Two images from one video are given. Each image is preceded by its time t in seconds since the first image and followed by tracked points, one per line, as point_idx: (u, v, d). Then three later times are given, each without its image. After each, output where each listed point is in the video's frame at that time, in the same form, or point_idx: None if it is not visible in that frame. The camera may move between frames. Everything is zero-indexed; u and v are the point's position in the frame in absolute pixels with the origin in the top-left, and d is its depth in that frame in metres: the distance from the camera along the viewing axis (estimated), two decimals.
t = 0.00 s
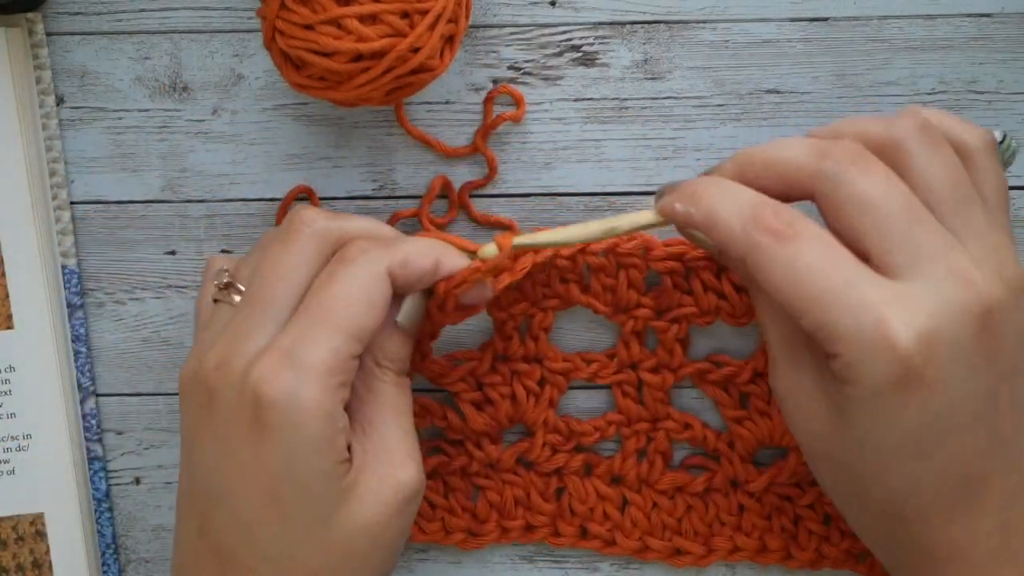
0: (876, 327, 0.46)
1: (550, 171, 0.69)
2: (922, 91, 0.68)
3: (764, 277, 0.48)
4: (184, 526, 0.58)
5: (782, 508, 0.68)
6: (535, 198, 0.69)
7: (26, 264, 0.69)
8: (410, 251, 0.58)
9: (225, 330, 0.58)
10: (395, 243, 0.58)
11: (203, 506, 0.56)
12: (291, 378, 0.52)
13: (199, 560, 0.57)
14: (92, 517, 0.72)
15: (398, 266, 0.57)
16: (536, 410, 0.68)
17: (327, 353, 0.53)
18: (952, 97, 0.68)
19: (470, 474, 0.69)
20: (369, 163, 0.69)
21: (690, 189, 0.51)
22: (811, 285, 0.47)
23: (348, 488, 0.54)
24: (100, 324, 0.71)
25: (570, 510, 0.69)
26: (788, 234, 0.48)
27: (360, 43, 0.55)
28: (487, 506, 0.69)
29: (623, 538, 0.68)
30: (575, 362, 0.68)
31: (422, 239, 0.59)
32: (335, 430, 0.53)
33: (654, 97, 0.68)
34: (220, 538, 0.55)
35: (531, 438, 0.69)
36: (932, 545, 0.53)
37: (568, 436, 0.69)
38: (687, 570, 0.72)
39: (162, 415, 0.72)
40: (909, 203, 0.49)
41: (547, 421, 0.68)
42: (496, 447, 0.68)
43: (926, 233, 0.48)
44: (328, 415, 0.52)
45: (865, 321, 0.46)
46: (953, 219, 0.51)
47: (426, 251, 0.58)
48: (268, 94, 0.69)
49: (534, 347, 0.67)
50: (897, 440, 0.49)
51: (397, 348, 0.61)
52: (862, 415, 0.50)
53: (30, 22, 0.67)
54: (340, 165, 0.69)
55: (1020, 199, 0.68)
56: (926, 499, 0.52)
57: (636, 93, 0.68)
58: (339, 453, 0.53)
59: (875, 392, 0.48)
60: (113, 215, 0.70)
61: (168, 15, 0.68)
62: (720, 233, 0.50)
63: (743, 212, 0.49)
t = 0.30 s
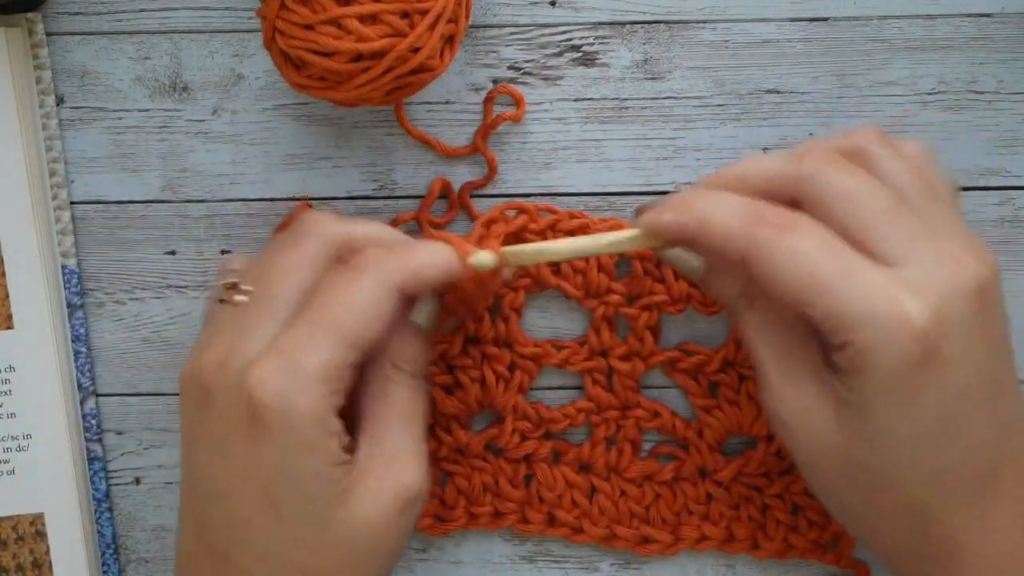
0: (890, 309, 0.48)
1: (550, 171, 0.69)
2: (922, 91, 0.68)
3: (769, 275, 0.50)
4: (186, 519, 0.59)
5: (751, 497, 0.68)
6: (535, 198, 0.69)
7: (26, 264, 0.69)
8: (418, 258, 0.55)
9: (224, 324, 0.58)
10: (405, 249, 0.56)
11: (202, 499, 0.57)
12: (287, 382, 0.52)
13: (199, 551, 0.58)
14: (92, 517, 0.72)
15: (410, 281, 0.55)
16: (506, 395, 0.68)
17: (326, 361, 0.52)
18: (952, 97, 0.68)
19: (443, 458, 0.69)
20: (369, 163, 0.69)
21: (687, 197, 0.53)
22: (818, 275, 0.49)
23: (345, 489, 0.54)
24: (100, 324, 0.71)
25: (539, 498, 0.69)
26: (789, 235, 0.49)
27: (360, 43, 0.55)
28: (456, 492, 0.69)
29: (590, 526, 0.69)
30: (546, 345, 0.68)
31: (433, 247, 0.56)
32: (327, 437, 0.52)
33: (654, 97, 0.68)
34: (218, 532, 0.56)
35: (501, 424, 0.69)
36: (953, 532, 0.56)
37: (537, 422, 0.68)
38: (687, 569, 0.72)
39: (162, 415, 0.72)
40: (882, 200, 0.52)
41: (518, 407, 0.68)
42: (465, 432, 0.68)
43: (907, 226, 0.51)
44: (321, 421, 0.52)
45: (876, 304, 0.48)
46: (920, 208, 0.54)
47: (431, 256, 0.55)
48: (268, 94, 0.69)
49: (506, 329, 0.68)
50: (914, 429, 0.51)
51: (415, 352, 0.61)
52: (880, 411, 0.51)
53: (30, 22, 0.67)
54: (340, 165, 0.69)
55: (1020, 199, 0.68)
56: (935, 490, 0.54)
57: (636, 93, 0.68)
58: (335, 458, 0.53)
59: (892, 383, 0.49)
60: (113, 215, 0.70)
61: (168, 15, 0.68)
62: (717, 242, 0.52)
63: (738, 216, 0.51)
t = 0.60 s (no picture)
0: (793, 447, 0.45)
1: (550, 171, 0.69)
2: (922, 91, 0.68)
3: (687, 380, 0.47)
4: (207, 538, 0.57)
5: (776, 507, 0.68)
6: (535, 198, 0.69)
7: (26, 264, 0.69)
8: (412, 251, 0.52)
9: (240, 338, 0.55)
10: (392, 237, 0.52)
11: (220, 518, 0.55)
12: (291, 399, 0.49)
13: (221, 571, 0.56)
14: (92, 517, 0.72)
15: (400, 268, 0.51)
16: (534, 398, 0.68)
17: (330, 378, 0.50)
18: (952, 97, 0.68)
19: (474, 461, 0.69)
20: (369, 163, 0.69)
21: (613, 273, 0.49)
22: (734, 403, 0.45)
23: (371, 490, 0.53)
24: (100, 324, 0.71)
25: (563, 504, 0.69)
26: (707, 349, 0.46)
27: (360, 43, 0.55)
28: (482, 495, 0.69)
29: (615, 531, 0.69)
30: (576, 350, 0.68)
31: (415, 232, 0.52)
32: (342, 450, 0.51)
33: (654, 97, 0.68)
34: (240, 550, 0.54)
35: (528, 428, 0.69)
36: None
37: (564, 427, 0.69)
38: (688, 570, 0.72)
39: (162, 415, 0.72)
40: (839, 304, 0.46)
41: (545, 411, 0.68)
42: (493, 435, 0.68)
43: (856, 341, 0.46)
44: (332, 429, 0.50)
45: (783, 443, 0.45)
46: (882, 307, 0.47)
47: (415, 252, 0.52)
48: (268, 94, 0.69)
49: (539, 333, 0.68)
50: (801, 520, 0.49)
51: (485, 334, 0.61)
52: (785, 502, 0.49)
53: (30, 22, 0.67)
54: (340, 164, 0.69)
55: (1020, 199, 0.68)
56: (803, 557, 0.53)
57: (636, 93, 0.68)
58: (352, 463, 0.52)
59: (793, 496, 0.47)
60: (113, 215, 0.70)
61: (168, 15, 0.68)
62: (643, 328, 0.48)
63: (673, 308, 0.47)
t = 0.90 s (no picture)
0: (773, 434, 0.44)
1: (550, 171, 0.69)
2: (922, 91, 0.68)
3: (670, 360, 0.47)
4: (232, 543, 0.56)
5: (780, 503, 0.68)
6: (535, 198, 0.69)
7: (26, 264, 0.69)
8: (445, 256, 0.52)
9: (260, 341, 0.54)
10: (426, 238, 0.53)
11: (247, 519, 0.54)
12: (329, 401, 0.48)
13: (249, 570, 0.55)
14: (92, 517, 0.72)
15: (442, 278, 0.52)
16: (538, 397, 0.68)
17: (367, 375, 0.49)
18: (953, 97, 0.68)
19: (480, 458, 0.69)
20: (369, 163, 0.69)
21: (606, 251, 0.49)
22: (710, 383, 0.45)
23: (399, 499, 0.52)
24: (100, 324, 0.71)
25: (567, 500, 0.69)
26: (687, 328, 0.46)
27: (360, 43, 0.55)
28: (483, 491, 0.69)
29: (616, 528, 0.69)
30: (582, 349, 0.67)
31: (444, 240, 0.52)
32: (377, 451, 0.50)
33: (654, 97, 0.68)
34: (269, 550, 0.53)
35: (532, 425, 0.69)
36: None
37: (569, 425, 0.69)
38: (688, 570, 0.72)
39: (162, 415, 0.72)
40: (818, 301, 0.46)
41: (551, 408, 0.68)
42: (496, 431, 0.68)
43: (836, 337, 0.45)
44: (368, 436, 0.49)
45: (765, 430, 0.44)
46: (861, 308, 0.47)
47: (449, 255, 0.52)
48: (268, 94, 0.69)
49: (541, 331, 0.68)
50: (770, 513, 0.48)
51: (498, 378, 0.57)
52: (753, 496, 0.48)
53: (30, 22, 0.67)
54: (340, 165, 0.69)
55: (1020, 199, 0.68)
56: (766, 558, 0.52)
57: (635, 93, 0.68)
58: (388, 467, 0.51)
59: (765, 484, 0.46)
60: (113, 215, 0.70)
61: (168, 15, 0.68)
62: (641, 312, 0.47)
63: (667, 285, 0.47)
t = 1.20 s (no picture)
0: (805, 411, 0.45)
1: (550, 171, 0.69)
2: (922, 91, 0.68)
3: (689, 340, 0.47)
4: (235, 512, 0.59)
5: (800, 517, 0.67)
6: (535, 198, 0.69)
7: (26, 264, 0.69)
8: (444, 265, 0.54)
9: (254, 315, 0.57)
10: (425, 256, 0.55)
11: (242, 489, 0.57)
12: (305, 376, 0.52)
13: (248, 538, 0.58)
14: (92, 517, 0.72)
15: (433, 285, 0.54)
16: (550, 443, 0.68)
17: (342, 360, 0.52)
18: (953, 96, 0.68)
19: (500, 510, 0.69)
20: (369, 163, 0.69)
21: (618, 248, 0.50)
22: (732, 362, 0.46)
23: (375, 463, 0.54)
24: (100, 324, 0.71)
25: (593, 539, 0.69)
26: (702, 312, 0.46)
27: (360, 43, 0.55)
28: (510, 543, 0.69)
29: (646, 562, 0.69)
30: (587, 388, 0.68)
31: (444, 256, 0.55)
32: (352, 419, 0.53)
33: (654, 97, 0.68)
34: (260, 518, 0.56)
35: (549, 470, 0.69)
36: None
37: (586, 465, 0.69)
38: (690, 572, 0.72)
39: (162, 415, 0.72)
40: (845, 278, 0.47)
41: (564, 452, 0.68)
42: (513, 484, 0.68)
43: (857, 318, 0.47)
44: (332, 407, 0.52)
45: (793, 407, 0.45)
46: (890, 285, 0.49)
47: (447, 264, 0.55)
48: (268, 94, 0.69)
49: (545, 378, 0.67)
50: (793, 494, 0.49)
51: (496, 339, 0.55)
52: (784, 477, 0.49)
53: (30, 22, 0.67)
54: (340, 165, 0.69)
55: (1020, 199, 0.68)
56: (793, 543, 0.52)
57: (635, 93, 0.68)
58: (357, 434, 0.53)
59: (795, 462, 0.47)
60: (113, 215, 0.70)
61: (168, 16, 0.68)
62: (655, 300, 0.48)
63: (683, 271, 0.47)
